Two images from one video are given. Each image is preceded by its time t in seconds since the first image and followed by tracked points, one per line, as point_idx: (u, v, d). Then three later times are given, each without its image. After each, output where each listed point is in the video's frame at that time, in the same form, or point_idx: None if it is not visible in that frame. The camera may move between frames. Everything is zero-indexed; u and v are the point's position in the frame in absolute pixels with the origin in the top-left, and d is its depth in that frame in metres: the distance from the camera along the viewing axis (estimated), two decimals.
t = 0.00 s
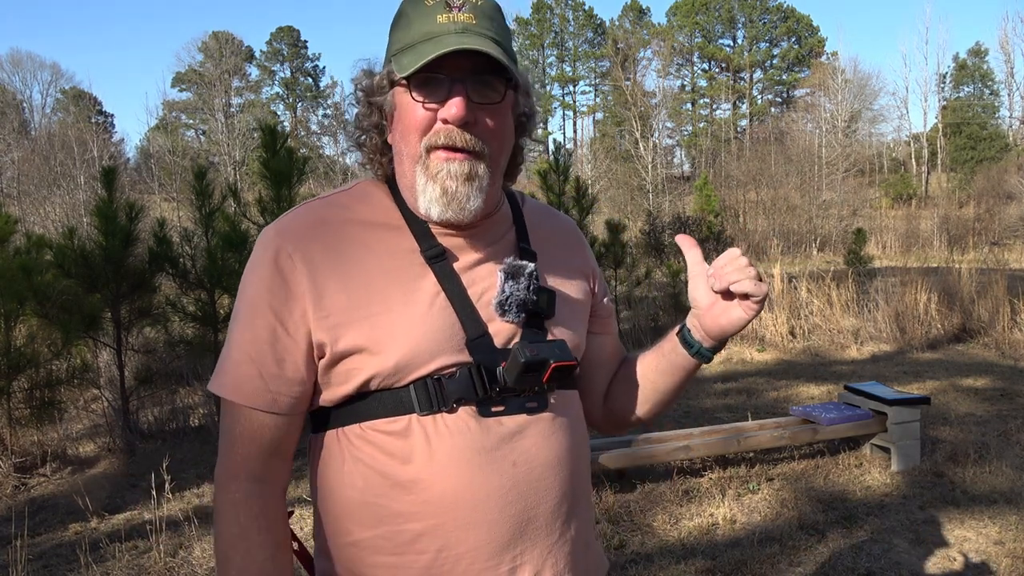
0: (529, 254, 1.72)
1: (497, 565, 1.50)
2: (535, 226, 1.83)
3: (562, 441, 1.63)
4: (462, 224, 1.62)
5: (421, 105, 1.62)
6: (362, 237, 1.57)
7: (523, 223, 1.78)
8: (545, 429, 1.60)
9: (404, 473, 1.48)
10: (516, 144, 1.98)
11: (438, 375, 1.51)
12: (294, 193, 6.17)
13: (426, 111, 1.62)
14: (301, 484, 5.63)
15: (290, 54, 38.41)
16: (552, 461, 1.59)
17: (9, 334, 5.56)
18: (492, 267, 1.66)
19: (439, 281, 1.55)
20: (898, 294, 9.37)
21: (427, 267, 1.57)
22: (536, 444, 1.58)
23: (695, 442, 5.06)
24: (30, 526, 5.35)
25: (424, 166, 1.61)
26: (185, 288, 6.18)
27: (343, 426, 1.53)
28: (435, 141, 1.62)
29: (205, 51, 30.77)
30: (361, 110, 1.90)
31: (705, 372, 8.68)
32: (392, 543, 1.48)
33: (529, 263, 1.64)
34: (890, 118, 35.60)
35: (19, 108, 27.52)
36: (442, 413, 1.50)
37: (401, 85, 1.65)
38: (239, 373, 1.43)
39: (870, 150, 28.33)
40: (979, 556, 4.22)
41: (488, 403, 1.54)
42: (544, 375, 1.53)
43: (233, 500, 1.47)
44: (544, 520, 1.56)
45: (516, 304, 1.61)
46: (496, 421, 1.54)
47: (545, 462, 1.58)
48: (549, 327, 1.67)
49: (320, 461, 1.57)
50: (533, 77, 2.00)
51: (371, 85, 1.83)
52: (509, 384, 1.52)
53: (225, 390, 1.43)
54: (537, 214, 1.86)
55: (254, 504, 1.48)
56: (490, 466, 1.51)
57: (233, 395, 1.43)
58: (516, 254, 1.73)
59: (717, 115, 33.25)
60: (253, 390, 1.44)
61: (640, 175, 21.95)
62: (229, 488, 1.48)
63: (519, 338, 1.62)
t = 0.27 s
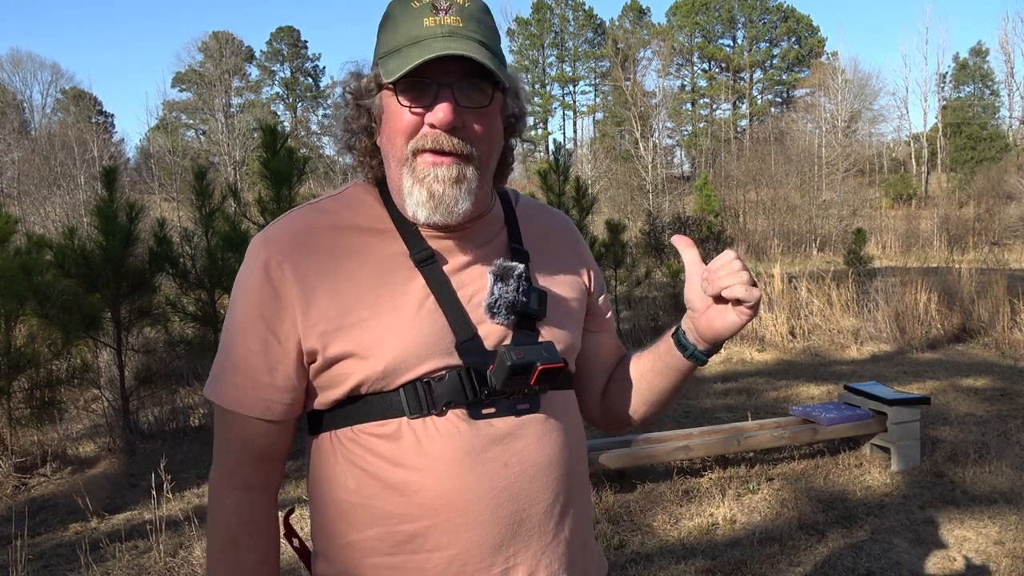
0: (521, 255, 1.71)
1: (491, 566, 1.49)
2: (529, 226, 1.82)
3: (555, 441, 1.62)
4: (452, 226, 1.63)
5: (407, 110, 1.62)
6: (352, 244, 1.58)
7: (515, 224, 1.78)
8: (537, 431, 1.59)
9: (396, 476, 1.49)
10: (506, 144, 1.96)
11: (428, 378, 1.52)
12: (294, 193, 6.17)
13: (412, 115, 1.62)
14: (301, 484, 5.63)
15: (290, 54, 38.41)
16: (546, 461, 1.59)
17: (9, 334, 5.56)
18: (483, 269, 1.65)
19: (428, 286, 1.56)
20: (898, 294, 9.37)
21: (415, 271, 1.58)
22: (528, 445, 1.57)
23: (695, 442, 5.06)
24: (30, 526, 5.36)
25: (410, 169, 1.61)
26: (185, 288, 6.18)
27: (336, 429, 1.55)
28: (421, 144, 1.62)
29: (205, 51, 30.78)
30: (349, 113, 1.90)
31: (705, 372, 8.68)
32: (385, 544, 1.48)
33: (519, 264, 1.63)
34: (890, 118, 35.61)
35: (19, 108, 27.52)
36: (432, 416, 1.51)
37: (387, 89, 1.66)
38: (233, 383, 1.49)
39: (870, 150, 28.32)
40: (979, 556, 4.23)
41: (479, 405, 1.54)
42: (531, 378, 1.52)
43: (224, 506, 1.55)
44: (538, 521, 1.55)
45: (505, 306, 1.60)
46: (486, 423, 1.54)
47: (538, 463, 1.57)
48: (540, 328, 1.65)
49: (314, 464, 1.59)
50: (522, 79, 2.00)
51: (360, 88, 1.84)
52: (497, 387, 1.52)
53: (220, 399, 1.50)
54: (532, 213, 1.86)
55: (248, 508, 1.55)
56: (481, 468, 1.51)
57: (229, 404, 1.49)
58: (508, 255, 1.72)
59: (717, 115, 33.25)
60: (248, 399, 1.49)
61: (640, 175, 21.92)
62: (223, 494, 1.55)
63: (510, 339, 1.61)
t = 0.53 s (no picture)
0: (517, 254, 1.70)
1: (489, 566, 1.48)
2: (526, 225, 1.81)
3: (552, 443, 1.60)
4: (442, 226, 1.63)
5: (393, 111, 1.62)
6: (346, 249, 1.58)
7: (511, 223, 1.77)
8: (532, 433, 1.58)
9: (392, 478, 1.49)
10: (497, 143, 1.93)
11: (421, 381, 1.51)
12: (294, 193, 6.17)
13: (399, 117, 1.62)
14: (301, 484, 5.63)
15: (290, 54, 38.40)
16: (542, 462, 1.57)
17: (9, 334, 5.56)
18: (476, 270, 1.65)
19: (420, 289, 1.55)
20: (898, 294, 9.37)
21: (409, 274, 1.57)
22: (524, 445, 1.56)
23: (695, 442, 5.06)
24: (30, 526, 5.36)
25: (399, 171, 1.61)
26: (185, 288, 6.18)
27: (333, 431, 1.56)
28: (410, 146, 1.62)
29: (205, 51, 30.77)
30: (341, 115, 1.90)
31: (705, 372, 8.68)
32: (383, 545, 1.49)
33: (511, 265, 1.62)
34: (890, 118, 35.63)
35: (19, 108, 27.51)
36: (426, 419, 1.51)
37: (376, 91, 1.65)
38: (229, 386, 1.51)
39: (870, 150, 28.31)
40: (978, 556, 4.23)
41: (473, 407, 1.53)
42: (521, 380, 1.51)
43: (210, 505, 1.55)
44: (536, 520, 1.54)
45: (497, 307, 1.59)
46: (481, 425, 1.53)
47: (534, 463, 1.56)
48: (534, 328, 1.65)
49: (312, 465, 1.59)
50: (515, 76, 1.97)
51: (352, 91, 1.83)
52: (490, 390, 1.51)
53: (217, 401, 1.52)
54: (530, 211, 1.85)
55: (233, 508, 1.55)
56: (477, 469, 1.50)
57: (225, 406, 1.51)
58: (502, 255, 1.71)
59: (717, 114, 33.25)
60: (244, 402, 1.51)
61: (640, 175, 21.89)
62: (214, 493, 1.55)
63: (504, 340, 1.61)
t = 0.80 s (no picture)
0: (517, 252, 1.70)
1: (489, 563, 1.48)
2: (527, 224, 1.81)
3: (550, 440, 1.59)
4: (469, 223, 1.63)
5: (423, 111, 1.60)
6: (345, 249, 1.58)
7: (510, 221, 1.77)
8: (531, 431, 1.57)
9: (391, 475, 1.49)
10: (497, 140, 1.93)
11: (419, 379, 1.51)
12: (294, 193, 6.17)
13: (429, 117, 1.60)
14: (302, 484, 5.63)
15: (290, 54, 38.40)
16: (541, 459, 1.56)
17: (9, 334, 5.56)
18: (475, 268, 1.65)
19: (419, 287, 1.55)
20: (898, 294, 9.37)
21: (408, 273, 1.57)
22: (524, 443, 1.55)
23: (694, 442, 5.06)
24: (30, 526, 5.36)
25: (433, 172, 1.59)
26: (185, 287, 6.18)
27: (334, 429, 1.56)
28: (444, 146, 1.61)
29: (205, 51, 30.80)
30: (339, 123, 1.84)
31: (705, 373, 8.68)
32: (384, 542, 1.49)
33: (508, 263, 1.62)
34: (890, 118, 35.63)
35: (19, 108, 27.52)
36: (424, 417, 1.50)
37: (393, 94, 1.62)
38: (232, 386, 1.52)
39: (870, 150, 28.31)
40: (978, 556, 4.23)
41: (471, 404, 1.52)
42: (518, 377, 1.50)
43: (221, 505, 1.56)
44: (536, 517, 1.54)
45: (494, 306, 1.59)
46: (479, 423, 1.53)
47: (533, 460, 1.55)
48: (533, 326, 1.64)
49: (317, 462, 1.60)
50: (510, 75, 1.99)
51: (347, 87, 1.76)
52: (486, 388, 1.50)
53: (220, 403, 1.53)
54: (529, 208, 1.84)
55: (244, 508, 1.56)
56: (476, 467, 1.50)
57: (228, 408, 1.52)
58: (502, 252, 1.71)
59: (717, 114, 33.25)
60: (246, 402, 1.52)
61: (640, 175, 21.87)
62: (218, 492, 1.57)
63: (503, 338, 1.60)
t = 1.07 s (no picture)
0: (518, 249, 1.71)
1: (500, 559, 1.49)
2: (527, 223, 1.81)
3: (557, 436, 1.60)
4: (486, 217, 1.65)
5: (449, 110, 1.60)
6: (349, 249, 1.58)
7: (512, 221, 1.77)
8: (539, 426, 1.57)
9: (401, 473, 1.49)
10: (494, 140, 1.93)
11: (428, 377, 1.51)
12: (294, 193, 6.16)
13: (454, 115, 1.60)
14: (302, 484, 5.63)
15: (290, 54, 38.40)
16: (549, 455, 1.57)
17: (9, 334, 5.56)
18: (481, 266, 1.65)
19: (427, 286, 1.55)
20: (898, 294, 9.37)
21: (414, 273, 1.57)
22: (532, 439, 1.55)
23: (695, 442, 5.06)
24: (30, 526, 5.36)
25: (462, 169, 1.60)
26: (185, 287, 6.18)
27: (341, 429, 1.56)
28: (471, 142, 1.61)
29: (205, 51, 30.82)
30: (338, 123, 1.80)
31: (705, 373, 8.68)
32: (395, 541, 1.49)
33: (513, 261, 1.63)
34: (890, 118, 35.61)
35: (19, 108, 27.52)
36: (434, 414, 1.50)
37: (417, 93, 1.61)
38: (239, 390, 1.52)
39: (870, 150, 28.30)
40: (978, 556, 4.23)
41: (480, 401, 1.52)
42: (529, 372, 1.51)
43: (232, 510, 1.56)
44: (546, 513, 1.54)
45: (502, 303, 1.59)
46: (489, 419, 1.53)
47: (541, 457, 1.56)
48: (539, 322, 1.64)
49: (322, 464, 1.60)
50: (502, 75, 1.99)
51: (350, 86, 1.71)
52: (495, 384, 1.51)
53: (227, 407, 1.52)
54: (527, 208, 1.85)
55: (256, 511, 1.57)
56: (486, 465, 1.50)
57: (236, 412, 1.52)
58: (506, 251, 1.71)
59: (717, 114, 33.24)
60: (252, 404, 1.51)
61: (640, 175, 21.86)
62: (227, 497, 1.56)
63: (509, 335, 1.60)
